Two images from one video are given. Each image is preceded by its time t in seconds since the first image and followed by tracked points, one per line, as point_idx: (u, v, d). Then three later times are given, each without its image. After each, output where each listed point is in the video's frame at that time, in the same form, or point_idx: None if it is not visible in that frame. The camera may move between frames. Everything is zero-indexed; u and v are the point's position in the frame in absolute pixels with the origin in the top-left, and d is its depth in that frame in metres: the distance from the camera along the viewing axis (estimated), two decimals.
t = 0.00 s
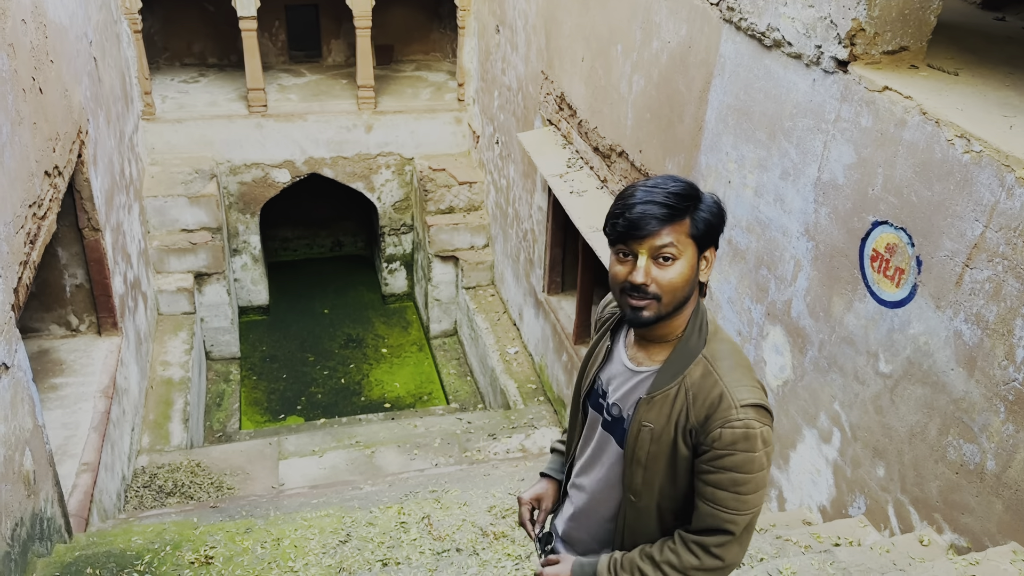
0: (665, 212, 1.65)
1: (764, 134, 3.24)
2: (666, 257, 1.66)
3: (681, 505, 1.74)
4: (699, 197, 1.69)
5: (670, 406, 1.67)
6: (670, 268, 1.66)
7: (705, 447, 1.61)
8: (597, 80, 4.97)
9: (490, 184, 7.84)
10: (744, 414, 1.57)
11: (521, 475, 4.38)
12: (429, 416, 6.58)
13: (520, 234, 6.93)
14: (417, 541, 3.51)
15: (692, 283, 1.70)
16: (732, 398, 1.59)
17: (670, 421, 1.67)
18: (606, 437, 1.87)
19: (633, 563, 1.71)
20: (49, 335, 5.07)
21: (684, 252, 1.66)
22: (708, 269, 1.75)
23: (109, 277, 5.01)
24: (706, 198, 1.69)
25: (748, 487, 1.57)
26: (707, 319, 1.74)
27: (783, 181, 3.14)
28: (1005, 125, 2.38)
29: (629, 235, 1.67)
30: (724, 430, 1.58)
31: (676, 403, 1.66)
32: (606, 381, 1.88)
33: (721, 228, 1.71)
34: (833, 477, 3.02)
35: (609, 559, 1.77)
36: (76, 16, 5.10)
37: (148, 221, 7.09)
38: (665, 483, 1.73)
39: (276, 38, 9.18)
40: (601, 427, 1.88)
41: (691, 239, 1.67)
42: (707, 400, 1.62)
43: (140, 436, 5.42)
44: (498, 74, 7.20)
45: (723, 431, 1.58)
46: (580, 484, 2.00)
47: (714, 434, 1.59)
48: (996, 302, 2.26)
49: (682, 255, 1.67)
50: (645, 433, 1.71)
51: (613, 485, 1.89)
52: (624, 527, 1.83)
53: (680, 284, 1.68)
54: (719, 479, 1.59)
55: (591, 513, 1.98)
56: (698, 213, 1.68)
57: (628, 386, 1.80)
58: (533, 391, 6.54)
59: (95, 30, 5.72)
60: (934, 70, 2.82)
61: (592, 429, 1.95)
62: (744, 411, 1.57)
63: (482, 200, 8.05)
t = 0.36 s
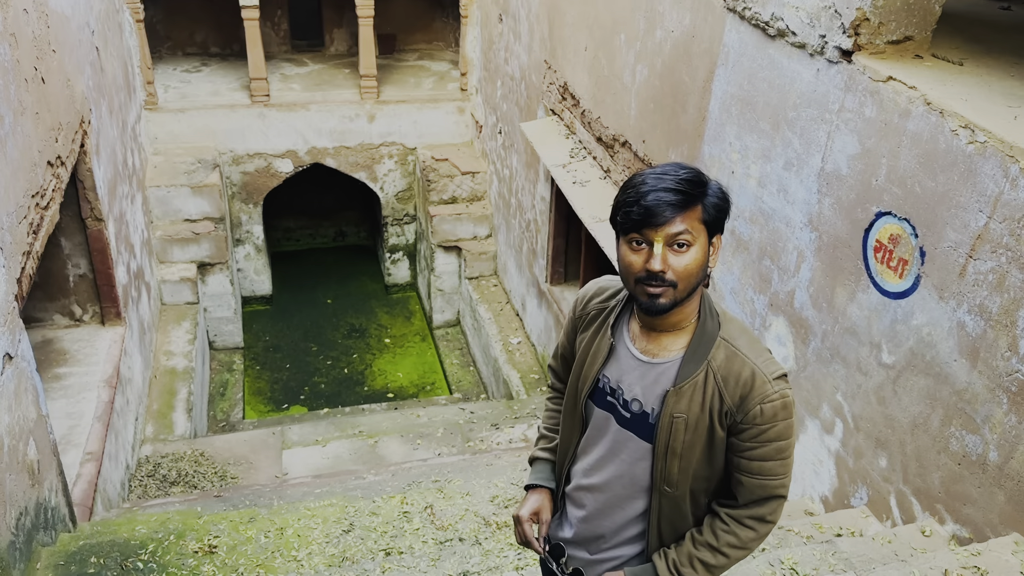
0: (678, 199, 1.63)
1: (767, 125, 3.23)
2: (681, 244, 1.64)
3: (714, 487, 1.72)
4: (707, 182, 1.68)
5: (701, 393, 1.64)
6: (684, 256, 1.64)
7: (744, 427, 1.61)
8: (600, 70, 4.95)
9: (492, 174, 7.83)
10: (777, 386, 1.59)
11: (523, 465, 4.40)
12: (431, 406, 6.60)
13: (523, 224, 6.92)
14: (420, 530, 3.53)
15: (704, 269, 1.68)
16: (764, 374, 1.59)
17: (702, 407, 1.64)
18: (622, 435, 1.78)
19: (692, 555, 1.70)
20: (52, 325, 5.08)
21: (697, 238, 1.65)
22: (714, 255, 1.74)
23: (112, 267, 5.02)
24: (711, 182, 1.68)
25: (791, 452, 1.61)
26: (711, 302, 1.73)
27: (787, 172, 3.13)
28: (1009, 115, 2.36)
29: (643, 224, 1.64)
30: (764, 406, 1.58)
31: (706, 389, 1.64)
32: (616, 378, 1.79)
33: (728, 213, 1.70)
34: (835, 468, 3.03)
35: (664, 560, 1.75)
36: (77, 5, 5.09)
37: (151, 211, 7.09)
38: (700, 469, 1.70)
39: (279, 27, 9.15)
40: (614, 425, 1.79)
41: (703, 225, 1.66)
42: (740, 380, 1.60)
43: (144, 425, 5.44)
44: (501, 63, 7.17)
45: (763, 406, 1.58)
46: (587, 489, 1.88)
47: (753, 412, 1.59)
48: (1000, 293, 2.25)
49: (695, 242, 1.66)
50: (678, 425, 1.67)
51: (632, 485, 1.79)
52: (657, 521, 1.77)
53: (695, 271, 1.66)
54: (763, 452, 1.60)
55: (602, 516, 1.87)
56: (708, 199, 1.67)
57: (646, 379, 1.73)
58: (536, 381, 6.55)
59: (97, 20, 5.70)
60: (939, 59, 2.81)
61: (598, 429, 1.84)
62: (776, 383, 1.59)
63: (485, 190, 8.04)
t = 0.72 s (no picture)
0: (667, 176, 1.62)
1: (768, 109, 3.21)
2: (671, 222, 1.63)
3: (713, 467, 1.72)
4: (699, 160, 1.66)
5: (697, 374, 1.63)
6: (674, 234, 1.63)
7: (741, 408, 1.59)
8: (599, 55, 4.92)
9: (492, 162, 7.80)
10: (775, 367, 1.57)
11: (525, 453, 4.40)
12: (432, 394, 6.61)
13: (522, 211, 6.90)
14: (422, 518, 3.54)
15: (697, 248, 1.67)
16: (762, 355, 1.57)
17: (699, 388, 1.63)
18: (621, 415, 1.78)
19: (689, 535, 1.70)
20: (53, 316, 5.07)
21: (687, 217, 1.63)
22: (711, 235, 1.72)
23: (111, 258, 5.01)
24: (704, 161, 1.67)
25: (789, 434, 1.59)
26: (711, 284, 1.72)
27: (787, 156, 3.12)
28: (1011, 97, 2.35)
29: (632, 202, 1.64)
30: (761, 387, 1.56)
31: (704, 370, 1.63)
32: (616, 358, 1.79)
33: (722, 192, 1.68)
34: (836, 452, 3.03)
35: (662, 540, 1.76)
36: None
37: (150, 201, 7.08)
38: (697, 450, 1.69)
39: (276, 15, 9.10)
40: (613, 406, 1.80)
41: (694, 203, 1.64)
42: (737, 362, 1.59)
43: (145, 416, 5.44)
44: (499, 50, 7.13)
45: (760, 388, 1.56)
46: (589, 467, 1.90)
47: (750, 394, 1.57)
48: (1002, 277, 2.24)
49: (686, 220, 1.65)
50: (675, 404, 1.66)
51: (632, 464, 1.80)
52: (654, 501, 1.78)
53: (686, 249, 1.64)
54: (761, 434, 1.58)
55: (604, 494, 1.90)
56: (700, 177, 1.65)
57: (644, 359, 1.73)
58: (536, 368, 6.55)
59: (93, 9, 5.66)
60: (940, 42, 2.79)
61: (599, 408, 1.85)
62: (774, 364, 1.57)
63: (484, 177, 8.01)
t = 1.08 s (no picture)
0: (626, 151, 1.55)
1: (757, 77, 3.16)
2: (626, 199, 1.57)
3: (688, 444, 1.66)
4: (666, 134, 1.56)
5: (670, 345, 1.58)
6: (627, 211, 1.57)
7: (711, 384, 1.52)
8: (586, 26, 4.85)
9: (480, 138, 7.73)
10: (749, 345, 1.49)
11: (517, 429, 4.39)
12: (424, 372, 6.60)
13: (511, 187, 6.85)
14: (415, 496, 3.53)
15: (657, 227, 1.59)
16: (735, 331, 1.50)
17: (670, 359, 1.58)
18: (605, 380, 1.76)
19: (654, 509, 1.64)
20: (40, 300, 5.02)
21: (642, 195, 1.56)
22: (684, 215, 1.62)
23: (97, 241, 4.94)
24: (676, 136, 1.56)
25: (760, 418, 1.50)
26: (702, 253, 1.64)
27: (777, 125, 3.08)
28: (1003, 60, 2.31)
29: (589, 175, 1.60)
30: (731, 364, 1.49)
31: (676, 342, 1.57)
32: (603, 323, 1.77)
33: (693, 169, 1.57)
34: (828, 422, 3.02)
35: (628, 510, 1.69)
36: None
37: (135, 182, 6.99)
38: (671, 424, 1.64)
39: None
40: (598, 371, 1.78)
41: (654, 181, 1.56)
42: (709, 335, 1.52)
43: (136, 399, 5.41)
44: (485, 24, 7.03)
45: (729, 365, 1.49)
46: (577, 433, 1.90)
47: (720, 369, 1.50)
48: (994, 243, 2.22)
49: (645, 198, 1.57)
50: (647, 373, 1.61)
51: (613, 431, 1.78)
52: (631, 471, 1.75)
53: (640, 228, 1.58)
54: (729, 413, 1.51)
55: (589, 462, 1.89)
56: (663, 152, 1.55)
57: (625, 325, 1.70)
58: (528, 345, 6.54)
59: None
60: (930, 6, 2.74)
61: (590, 373, 1.84)
62: (748, 342, 1.49)
63: (473, 154, 7.94)
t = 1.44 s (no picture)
0: (640, 158, 1.50)
1: (735, 69, 3.16)
2: (640, 207, 1.52)
3: (684, 459, 1.62)
4: (678, 140, 1.52)
5: (662, 364, 1.53)
6: (642, 219, 1.52)
7: (706, 404, 1.48)
8: (564, 21, 4.82)
9: (461, 136, 7.69)
10: (744, 363, 1.43)
11: (507, 428, 4.38)
12: (412, 373, 6.57)
13: (494, 185, 6.83)
14: (405, 499, 3.50)
15: (669, 234, 1.54)
16: (730, 349, 1.45)
17: (664, 379, 1.54)
18: (596, 397, 1.72)
19: (650, 524, 1.60)
20: (20, 313, 4.95)
21: (657, 201, 1.51)
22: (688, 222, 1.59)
23: (76, 251, 4.87)
24: (684, 141, 1.53)
25: (758, 437, 1.45)
26: (693, 266, 1.59)
27: (757, 117, 3.07)
28: (980, 47, 2.32)
29: (600, 184, 1.53)
30: (726, 384, 1.44)
31: (669, 361, 1.52)
32: (593, 340, 1.73)
33: (701, 175, 1.55)
34: (816, 413, 3.03)
35: (624, 524, 1.65)
36: None
37: (113, 190, 6.91)
38: (666, 441, 1.60)
39: None
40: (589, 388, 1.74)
41: (669, 187, 1.52)
42: (704, 354, 1.47)
43: (121, 409, 5.35)
44: (463, 21, 7.00)
45: (724, 384, 1.44)
46: (572, 448, 1.86)
47: (715, 389, 1.45)
48: (977, 230, 2.23)
49: (657, 205, 1.53)
50: (641, 393, 1.57)
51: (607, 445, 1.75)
52: (625, 487, 1.71)
53: (655, 237, 1.53)
54: (725, 432, 1.46)
55: (583, 476, 1.85)
56: (675, 158, 1.51)
57: (617, 343, 1.65)
58: (516, 342, 6.52)
59: None
60: None
61: (582, 389, 1.80)
62: (744, 360, 1.44)
63: (455, 152, 7.91)
